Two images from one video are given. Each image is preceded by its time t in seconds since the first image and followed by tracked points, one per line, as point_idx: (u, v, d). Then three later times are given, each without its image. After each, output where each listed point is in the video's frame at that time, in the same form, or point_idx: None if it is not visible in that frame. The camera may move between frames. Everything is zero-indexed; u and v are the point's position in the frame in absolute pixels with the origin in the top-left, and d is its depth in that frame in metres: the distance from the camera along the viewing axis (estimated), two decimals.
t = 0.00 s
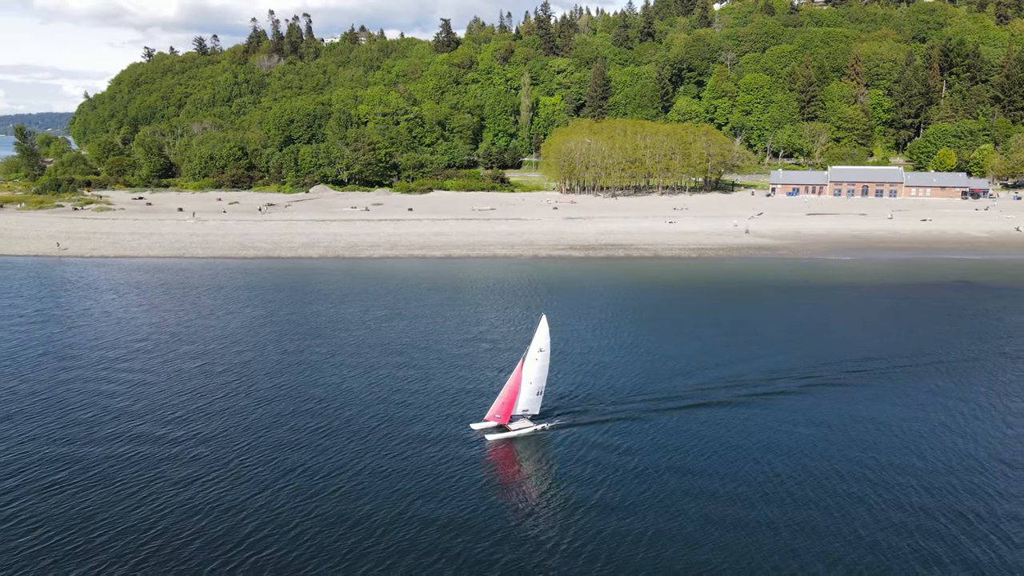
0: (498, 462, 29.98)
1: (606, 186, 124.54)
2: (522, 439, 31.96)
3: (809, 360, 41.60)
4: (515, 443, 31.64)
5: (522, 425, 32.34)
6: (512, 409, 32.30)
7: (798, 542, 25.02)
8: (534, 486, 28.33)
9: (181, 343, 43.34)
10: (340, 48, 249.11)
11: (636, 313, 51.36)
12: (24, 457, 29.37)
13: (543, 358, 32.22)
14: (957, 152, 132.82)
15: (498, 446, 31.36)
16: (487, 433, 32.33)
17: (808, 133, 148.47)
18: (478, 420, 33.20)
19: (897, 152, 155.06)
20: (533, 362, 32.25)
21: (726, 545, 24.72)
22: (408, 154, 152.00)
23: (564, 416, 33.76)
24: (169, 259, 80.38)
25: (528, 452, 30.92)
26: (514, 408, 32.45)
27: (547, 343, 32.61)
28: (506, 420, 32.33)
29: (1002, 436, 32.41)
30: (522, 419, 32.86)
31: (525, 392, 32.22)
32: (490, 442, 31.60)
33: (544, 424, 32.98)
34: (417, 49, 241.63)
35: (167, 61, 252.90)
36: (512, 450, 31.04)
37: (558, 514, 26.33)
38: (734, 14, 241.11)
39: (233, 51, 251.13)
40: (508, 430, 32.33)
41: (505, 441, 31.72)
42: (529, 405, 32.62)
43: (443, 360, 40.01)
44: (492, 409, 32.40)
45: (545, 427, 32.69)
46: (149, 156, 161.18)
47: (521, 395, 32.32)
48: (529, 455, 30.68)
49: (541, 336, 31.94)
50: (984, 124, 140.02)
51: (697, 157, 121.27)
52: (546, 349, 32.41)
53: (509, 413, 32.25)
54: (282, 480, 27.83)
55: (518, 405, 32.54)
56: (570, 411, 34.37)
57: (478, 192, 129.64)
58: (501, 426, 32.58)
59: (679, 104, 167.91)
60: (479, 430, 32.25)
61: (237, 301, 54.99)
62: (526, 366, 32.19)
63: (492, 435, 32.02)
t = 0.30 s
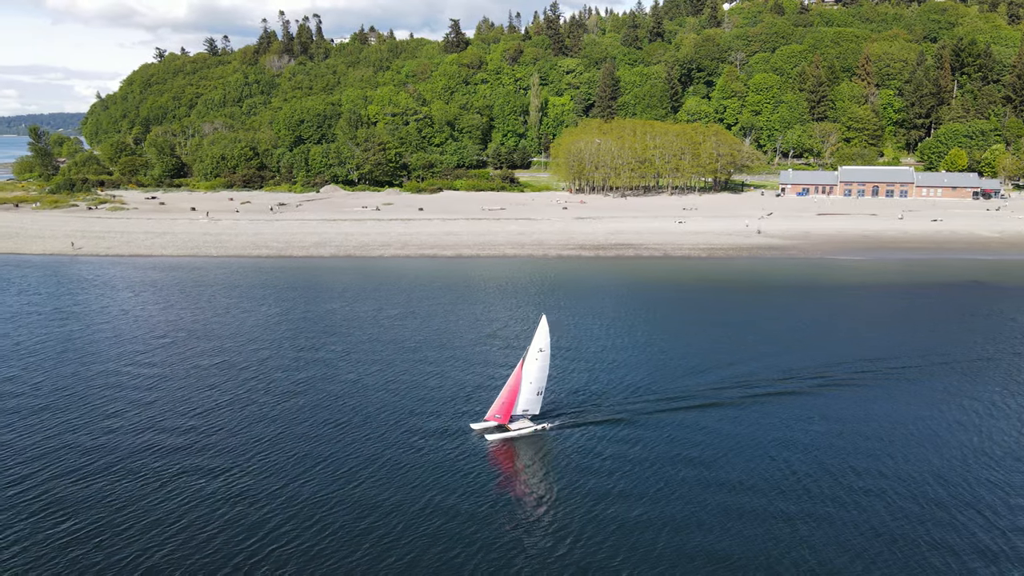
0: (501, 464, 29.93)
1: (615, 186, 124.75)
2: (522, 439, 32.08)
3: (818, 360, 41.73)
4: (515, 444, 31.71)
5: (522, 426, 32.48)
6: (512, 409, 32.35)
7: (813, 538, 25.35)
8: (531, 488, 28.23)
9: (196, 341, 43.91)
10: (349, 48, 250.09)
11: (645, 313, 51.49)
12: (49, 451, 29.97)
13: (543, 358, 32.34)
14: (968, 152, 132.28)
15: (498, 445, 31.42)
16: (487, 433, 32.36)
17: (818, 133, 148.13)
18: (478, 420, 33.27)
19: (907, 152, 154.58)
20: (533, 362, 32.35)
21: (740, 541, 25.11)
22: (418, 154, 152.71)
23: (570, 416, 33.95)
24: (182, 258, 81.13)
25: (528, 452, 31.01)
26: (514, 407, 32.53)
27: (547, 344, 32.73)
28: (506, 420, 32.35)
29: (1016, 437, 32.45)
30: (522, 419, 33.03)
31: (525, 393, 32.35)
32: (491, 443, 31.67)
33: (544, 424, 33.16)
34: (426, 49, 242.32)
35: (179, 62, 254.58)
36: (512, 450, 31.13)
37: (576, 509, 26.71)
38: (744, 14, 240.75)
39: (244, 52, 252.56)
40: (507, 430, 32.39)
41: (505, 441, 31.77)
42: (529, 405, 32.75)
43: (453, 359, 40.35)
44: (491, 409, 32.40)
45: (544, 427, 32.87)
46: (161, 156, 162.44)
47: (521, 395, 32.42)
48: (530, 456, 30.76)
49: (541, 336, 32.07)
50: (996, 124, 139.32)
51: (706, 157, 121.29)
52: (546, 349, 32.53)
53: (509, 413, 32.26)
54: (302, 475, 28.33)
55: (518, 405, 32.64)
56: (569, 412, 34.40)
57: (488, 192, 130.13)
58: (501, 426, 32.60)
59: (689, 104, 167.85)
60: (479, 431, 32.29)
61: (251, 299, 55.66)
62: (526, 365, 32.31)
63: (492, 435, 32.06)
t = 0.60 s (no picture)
0: (500, 464, 30.10)
1: (625, 186, 125.06)
2: (522, 439, 32.24)
3: (824, 360, 41.92)
4: (514, 444, 31.85)
5: (522, 426, 32.62)
6: (512, 409, 32.50)
7: (828, 533, 25.72)
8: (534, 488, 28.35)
9: (212, 339, 44.54)
10: (359, 48, 251.26)
11: (652, 313, 51.66)
12: (74, 445, 30.64)
13: (543, 358, 32.40)
14: (980, 152, 131.72)
15: (498, 445, 31.60)
16: (487, 433, 32.53)
17: (828, 133, 147.83)
18: (478, 420, 33.41)
19: (918, 152, 154.13)
20: (533, 362, 32.44)
21: (755, 536, 25.49)
22: (428, 154, 153.46)
23: (575, 415, 34.23)
24: (196, 257, 81.94)
25: (527, 453, 31.18)
26: (515, 408, 32.69)
27: (547, 344, 32.74)
28: (506, 420, 32.51)
29: None
30: (522, 419, 33.17)
31: (525, 393, 32.46)
32: (490, 442, 31.81)
33: (544, 424, 33.32)
34: (435, 49, 243.01)
35: (190, 62, 256.23)
36: (512, 450, 31.28)
37: (593, 505, 27.09)
38: (754, 14, 240.57)
39: (254, 52, 253.98)
40: (508, 430, 32.53)
41: (505, 441, 31.91)
42: (529, 406, 32.86)
43: (465, 357, 40.76)
44: (492, 409, 32.54)
45: (544, 427, 33.03)
46: (174, 156, 163.73)
47: (521, 395, 32.54)
48: (530, 456, 30.93)
49: (541, 336, 32.05)
50: (1007, 124, 138.87)
51: (716, 157, 121.30)
52: (546, 349, 32.56)
53: (509, 413, 32.43)
54: (321, 471, 28.82)
55: (518, 405, 32.79)
56: (569, 412, 34.53)
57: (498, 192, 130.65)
58: (501, 426, 32.75)
59: (698, 104, 167.83)
60: (479, 430, 32.44)
61: (265, 298, 56.35)
62: (526, 366, 32.42)
63: (492, 435, 32.21)
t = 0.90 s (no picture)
0: (498, 464, 30.25)
1: (635, 186, 125.27)
2: (522, 439, 32.40)
3: (833, 360, 42.08)
4: (514, 443, 32.01)
5: (522, 425, 32.83)
6: (512, 409, 32.73)
7: (842, 530, 25.95)
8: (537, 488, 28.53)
9: (230, 336, 45.20)
10: (369, 49, 252.32)
11: (661, 313, 51.81)
12: (98, 440, 31.21)
13: (544, 358, 32.65)
14: (992, 153, 131.20)
15: (497, 445, 31.78)
16: (487, 433, 32.68)
17: (839, 133, 147.47)
18: (478, 421, 33.56)
19: (929, 153, 153.76)
20: (534, 362, 32.71)
21: (770, 533, 25.74)
22: (438, 154, 154.17)
23: (586, 413, 34.56)
24: (209, 256, 82.70)
25: (526, 453, 31.29)
26: (515, 407, 32.91)
27: (548, 344, 33.00)
28: (506, 420, 32.71)
29: None
30: (522, 419, 33.36)
31: (525, 393, 32.71)
32: (489, 442, 31.94)
33: (544, 424, 33.51)
34: (445, 50, 243.67)
35: (201, 64, 257.97)
36: (511, 450, 31.44)
37: (608, 501, 27.37)
38: (764, 14, 240.20)
39: (265, 53, 255.34)
40: (507, 430, 32.70)
41: (505, 441, 32.07)
42: (529, 406, 33.09)
43: (478, 355, 41.19)
44: (492, 409, 32.75)
45: (544, 427, 33.20)
46: (186, 156, 164.95)
47: (521, 395, 32.78)
48: (528, 456, 31.04)
49: (542, 337, 32.29)
50: (1020, 124, 138.20)
51: (726, 157, 121.29)
52: (547, 349, 32.82)
53: (509, 413, 32.63)
54: (338, 467, 29.23)
55: (518, 406, 33.02)
56: (570, 413, 34.72)
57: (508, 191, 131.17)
58: (501, 426, 32.92)
59: (708, 105, 167.81)
60: (479, 430, 32.56)
61: (279, 297, 56.92)
62: (527, 366, 32.72)
63: (492, 435, 32.36)
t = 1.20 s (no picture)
0: (499, 463, 30.38)
1: (644, 186, 125.46)
2: (522, 439, 32.54)
3: (844, 360, 42.25)
4: (514, 443, 32.16)
5: (521, 426, 32.99)
6: (512, 409, 32.87)
7: (855, 525, 26.23)
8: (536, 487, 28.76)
9: (246, 334, 45.80)
10: (379, 49, 253.30)
11: (671, 313, 52.02)
12: (122, 434, 31.86)
13: (544, 359, 32.78)
14: (1004, 153, 130.54)
15: (497, 445, 31.92)
16: (486, 432, 32.80)
17: (849, 133, 147.07)
18: (478, 421, 33.69)
19: (940, 153, 153.18)
20: (534, 363, 32.86)
21: (785, 529, 26.00)
22: (448, 154, 154.75)
23: (599, 411, 34.85)
24: (222, 255, 83.46)
25: (527, 452, 31.44)
26: (515, 408, 33.04)
27: (548, 344, 33.10)
28: (506, 420, 32.83)
29: None
30: (523, 420, 33.52)
31: (525, 393, 32.89)
32: (489, 442, 32.04)
33: (544, 424, 33.65)
34: (454, 50, 244.28)
35: (212, 64, 259.61)
36: (512, 449, 31.58)
37: (623, 496, 27.72)
38: (775, 14, 239.73)
39: (276, 53, 256.67)
40: (507, 430, 32.82)
41: (505, 441, 32.20)
42: (529, 406, 33.24)
43: (490, 354, 41.55)
44: (492, 409, 32.93)
45: (544, 427, 33.34)
46: (198, 156, 166.17)
47: (521, 395, 32.96)
48: (529, 455, 31.18)
49: (541, 337, 32.41)
50: None
51: (736, 157, 121.24)
52: (547, 350, 32.92)
53: (509, 413, 32.76)
54: (357, 462, 29.68)
55: (518, 406, 33.16)
56: (571, 412, 34.77)
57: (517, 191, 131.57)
58: (501, 426, 33.06)
59: (718, 105, 167.70)
60: (479, 430, 32.70)
61: (292, 295, 57.54)
62: (527, 366, 32.92)
63: (491, 434, 32.49)
